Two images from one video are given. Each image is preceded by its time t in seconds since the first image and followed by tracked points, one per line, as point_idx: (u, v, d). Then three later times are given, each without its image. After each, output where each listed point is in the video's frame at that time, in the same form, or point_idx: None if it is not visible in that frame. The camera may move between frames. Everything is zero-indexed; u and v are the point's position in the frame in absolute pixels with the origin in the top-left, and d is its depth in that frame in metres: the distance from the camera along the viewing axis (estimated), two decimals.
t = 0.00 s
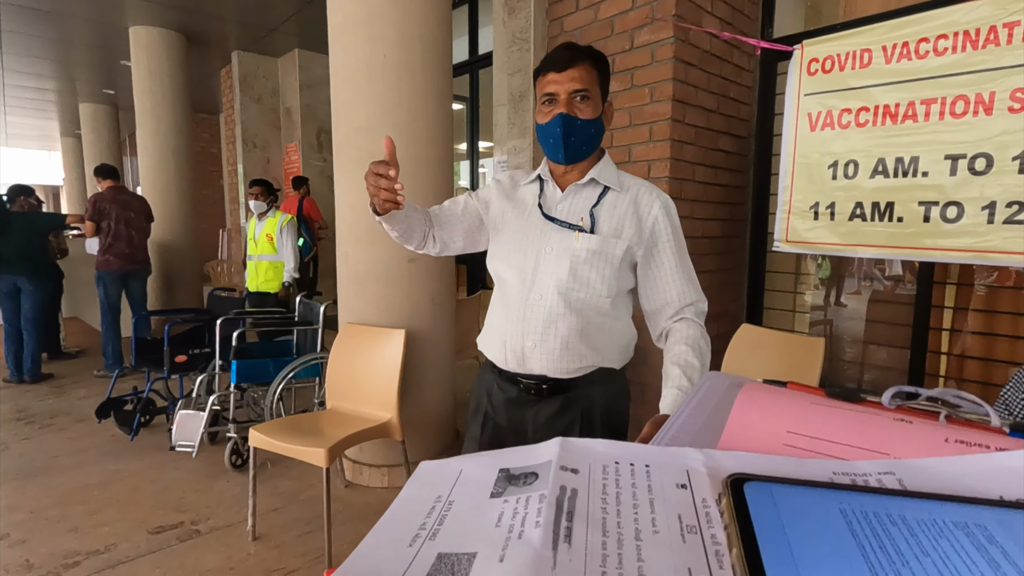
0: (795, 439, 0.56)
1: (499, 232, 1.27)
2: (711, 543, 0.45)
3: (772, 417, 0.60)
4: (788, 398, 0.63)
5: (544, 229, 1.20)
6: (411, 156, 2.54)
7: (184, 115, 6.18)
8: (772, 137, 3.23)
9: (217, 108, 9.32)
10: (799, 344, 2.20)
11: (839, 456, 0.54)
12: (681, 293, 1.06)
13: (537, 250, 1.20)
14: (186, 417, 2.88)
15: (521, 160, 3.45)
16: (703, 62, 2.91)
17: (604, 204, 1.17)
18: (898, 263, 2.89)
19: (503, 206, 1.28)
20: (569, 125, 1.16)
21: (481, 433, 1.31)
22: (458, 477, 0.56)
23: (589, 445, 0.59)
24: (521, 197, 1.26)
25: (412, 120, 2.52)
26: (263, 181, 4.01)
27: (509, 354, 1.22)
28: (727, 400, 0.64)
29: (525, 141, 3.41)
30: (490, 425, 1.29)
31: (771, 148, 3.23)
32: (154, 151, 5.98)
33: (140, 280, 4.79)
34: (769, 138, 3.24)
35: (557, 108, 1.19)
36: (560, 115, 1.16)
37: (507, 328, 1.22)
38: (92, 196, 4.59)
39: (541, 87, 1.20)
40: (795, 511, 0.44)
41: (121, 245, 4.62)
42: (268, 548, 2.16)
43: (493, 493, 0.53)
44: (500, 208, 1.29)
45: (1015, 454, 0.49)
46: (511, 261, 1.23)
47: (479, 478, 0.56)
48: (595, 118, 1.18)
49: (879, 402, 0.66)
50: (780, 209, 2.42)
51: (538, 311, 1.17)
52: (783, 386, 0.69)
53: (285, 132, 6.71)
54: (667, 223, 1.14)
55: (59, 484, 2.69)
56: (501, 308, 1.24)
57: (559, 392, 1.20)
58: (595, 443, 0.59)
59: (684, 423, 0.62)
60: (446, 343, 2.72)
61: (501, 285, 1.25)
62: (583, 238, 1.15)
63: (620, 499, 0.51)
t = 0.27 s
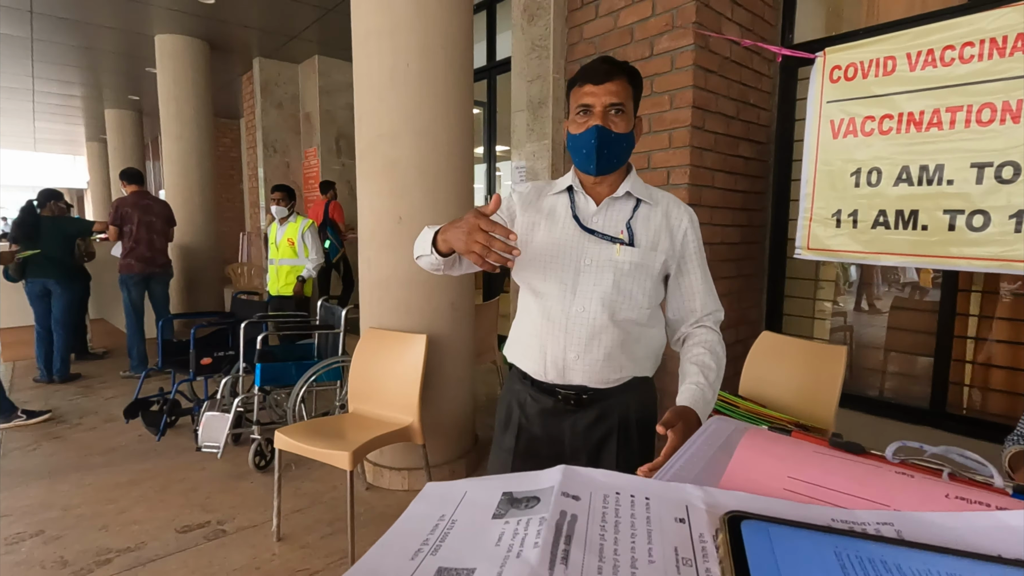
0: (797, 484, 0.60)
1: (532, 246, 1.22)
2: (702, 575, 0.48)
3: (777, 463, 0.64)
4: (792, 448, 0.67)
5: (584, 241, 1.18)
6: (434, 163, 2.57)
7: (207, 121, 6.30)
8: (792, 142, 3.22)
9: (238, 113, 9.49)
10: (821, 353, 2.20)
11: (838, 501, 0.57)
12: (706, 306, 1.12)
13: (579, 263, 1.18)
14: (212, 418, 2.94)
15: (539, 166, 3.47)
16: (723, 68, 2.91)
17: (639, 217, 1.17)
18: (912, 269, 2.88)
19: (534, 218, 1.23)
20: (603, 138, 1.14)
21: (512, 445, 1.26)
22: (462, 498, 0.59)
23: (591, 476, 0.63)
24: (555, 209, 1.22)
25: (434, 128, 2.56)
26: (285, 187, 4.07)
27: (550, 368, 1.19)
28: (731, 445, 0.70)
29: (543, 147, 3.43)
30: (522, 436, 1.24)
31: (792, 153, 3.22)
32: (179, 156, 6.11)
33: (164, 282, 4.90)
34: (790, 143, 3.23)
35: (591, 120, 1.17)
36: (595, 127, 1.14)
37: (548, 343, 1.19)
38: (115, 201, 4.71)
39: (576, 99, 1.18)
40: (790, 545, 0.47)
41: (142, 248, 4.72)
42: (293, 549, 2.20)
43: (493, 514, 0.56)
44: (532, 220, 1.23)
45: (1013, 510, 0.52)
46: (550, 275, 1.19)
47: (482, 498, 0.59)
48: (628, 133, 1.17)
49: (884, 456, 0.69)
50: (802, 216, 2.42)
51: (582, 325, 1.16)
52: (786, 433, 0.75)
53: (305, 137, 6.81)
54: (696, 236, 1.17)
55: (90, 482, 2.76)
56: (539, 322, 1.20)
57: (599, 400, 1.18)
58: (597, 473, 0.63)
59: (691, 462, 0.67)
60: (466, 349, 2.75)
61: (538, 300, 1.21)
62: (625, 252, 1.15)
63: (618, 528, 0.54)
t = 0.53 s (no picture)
0: (808, 505, 0.61)
1: (578, 253, 1.23)
2: None
3: (790, 480, 0.64)
4: (806, 463, 0.68)
5: (631, 250, 1.20)
6: (463, 167, 2.62)
7: (236, 124, 6.45)
8: (821, 144, 3.20)
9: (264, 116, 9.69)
10: (852, 358, 2.18)
11: (849, 521, 0.58)
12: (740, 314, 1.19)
13: (626, 272, 1.19)
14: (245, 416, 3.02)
15: (564, 169, 3.50)
16: (751, 71, 2.91)
17: (682, 226, 1.20)
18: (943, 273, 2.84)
19: (580, 225, 1.24)
20: (652, 148, 1.16)
21: (554, 448, 1.27)
22: (466, 517, 0.60)
23: (597, 493, 0.63)
24: (600, 217, 1.24)
25: (463, 133, 2.60)
26: (314, 190, 4.15)
27: (598, 375, 1.21)
28: (743, 459, 0.71)
29: (568, 150, 3.46)
30: (565, 439, 1.26)
31: (820, 156, 3.20)
32: (209, 159, 6.27)
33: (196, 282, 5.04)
34: (819, 145, 3.21)
35: (639, 130, 1.19)
36: (644, 136, 1.16)
37: (596, 350, 1.21)
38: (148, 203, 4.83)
39: (625, 108, 1.20)
40: (799, 568, 0.47)
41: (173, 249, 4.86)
42: (327, 544, 2.26)
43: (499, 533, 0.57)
44: (577, 227, 1.24)
45: None
46: (598, 283, 1.21)
47: (486, 516, 0.60)
48: (674, 144, 1.19)
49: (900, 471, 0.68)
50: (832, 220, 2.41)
51: (631, 333, 1.18)
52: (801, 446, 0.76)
53: (330, 140, 6.94)
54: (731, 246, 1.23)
55: (130, 476, 2.86)
56: (586, 330, 1.22)
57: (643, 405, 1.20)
58: (603, 489, 0.64)
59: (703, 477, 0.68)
60: (492, 350, 2.79)
61: (585, 308, 1.22)
62: (672, 261, 1.17)
63: (625, 548, 0.54)
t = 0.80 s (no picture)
0: (891, 557, 0.63)
1: (626, 272, 1.26)
2: None
3: (873, 532, 0.67)
4: (890, 516, 0.70)
5: (678, 269, 1.23)
6: (493, 179, 2.66)
7: (260, 132, 6.57)
8: (847, 154, 3.20)
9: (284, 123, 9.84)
10: (883, 370, 2.19)
11: None
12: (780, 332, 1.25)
13: (674, 290, 1.22)
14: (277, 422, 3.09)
15: (588, 179, 3.53)
16: (778, 82, 2.92)
17: (727, 245, 1.24)
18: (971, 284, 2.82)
19: (626, 244, 1.27)
20: (703, 170, 1.19)
21: (600, 462, 1.31)
22: (572, 542, 0.69)
23: (690, 535, 0.70)
24: (646, 236, 1.27)
25: (493, 145, 2.65)
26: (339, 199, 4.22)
27: (645, 391, 1.24)
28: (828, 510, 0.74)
29: (592, 160, 3.49)
30: (611, 453, 1.29)
31: (846, 165, 3.20)
32: (233, 166, 6.39)
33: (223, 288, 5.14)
34: (845, 155, 3.20)
35: (693, 153, 1.22)
36: (697, 160, 1.20)
37: (644, 367, 1.24)
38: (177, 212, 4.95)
39: (682, 128, 1.23)
40: None
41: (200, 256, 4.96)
42: (361, 549, 2.31)
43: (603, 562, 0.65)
44: (624, 246, 1.27)
45: None
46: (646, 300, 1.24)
47: (591, 544, 0.68)
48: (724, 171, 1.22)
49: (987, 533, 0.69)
50: (862, 232, 2.41)
51: (679, 350, 1.22)
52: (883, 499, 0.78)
53: (350, 146, 7.04)
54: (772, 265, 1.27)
55: (166, 479, 2.94)
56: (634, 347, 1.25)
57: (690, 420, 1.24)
58: (696, 530, 0.70)
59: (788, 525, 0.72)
60: (520, 359, 2.83)
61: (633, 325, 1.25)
62: (718, 280, 1.20)
63: None
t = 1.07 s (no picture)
0: (938, 514, 0.66)
1: (679, 272, 1.33)
2: None
3: (917, 491, 0.70)
4: (932, 474, 0.72)
5: (730, 272, 1.29)
6: (529, 188, 2.75)
7: (290, 143, 6.76)
8: (876, 162, 3.23)
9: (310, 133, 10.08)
10: (920, 375, 2.21)
11: (978, 531, 0.64)
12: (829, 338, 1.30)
13: (725, 292, 1.29)
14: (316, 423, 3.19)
15: (617, 187, 3.60)
16: (808, 92, 2.97)
17: (777, 253, 1.30)
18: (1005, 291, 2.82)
19: (680, 247, 1.35)
20: (759, 179, 1.26)
21: (649, 456, 1.37)
22: (653, 519, 0.74)
23: (754, 502, 0.73)
24: (699, 240, 1.34)
25: (529, 155, 2.74)
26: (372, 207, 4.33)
27: (694, 387, 1.30)
28: (873, 470, 0.76)
29: (621, 169, 3.56)
30: (660, 448, 1.35)
31: (876, 173, 3.23)
32: (265, 176, 6.57)
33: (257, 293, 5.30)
34: (874, 163, 3.23)
35: (747, 163, 1.29)
36: (752, 169, 1.26)
37: (694, 363, 1.30)
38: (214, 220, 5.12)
39: (737, 140, 1.30)
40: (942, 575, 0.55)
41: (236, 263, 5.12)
42: (403, 546, 2.38)
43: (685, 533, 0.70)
44: (678, 248, 1.35)
45: None
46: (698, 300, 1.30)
47: (670, 521, 0.74)
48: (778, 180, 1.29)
49: None
50: (895, 239, 2.43)
51: (728, 349, 1.28)
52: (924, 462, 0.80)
53: (376, 156, 7.19)
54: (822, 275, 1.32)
55: (211, 477, 3.05)
56: (685, 344, 1.31)
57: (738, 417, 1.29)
58: (759, 498, 0.74)
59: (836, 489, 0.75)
60: (553, 363, 2.89)
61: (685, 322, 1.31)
62: (768, 284, 1.27)
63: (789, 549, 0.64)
